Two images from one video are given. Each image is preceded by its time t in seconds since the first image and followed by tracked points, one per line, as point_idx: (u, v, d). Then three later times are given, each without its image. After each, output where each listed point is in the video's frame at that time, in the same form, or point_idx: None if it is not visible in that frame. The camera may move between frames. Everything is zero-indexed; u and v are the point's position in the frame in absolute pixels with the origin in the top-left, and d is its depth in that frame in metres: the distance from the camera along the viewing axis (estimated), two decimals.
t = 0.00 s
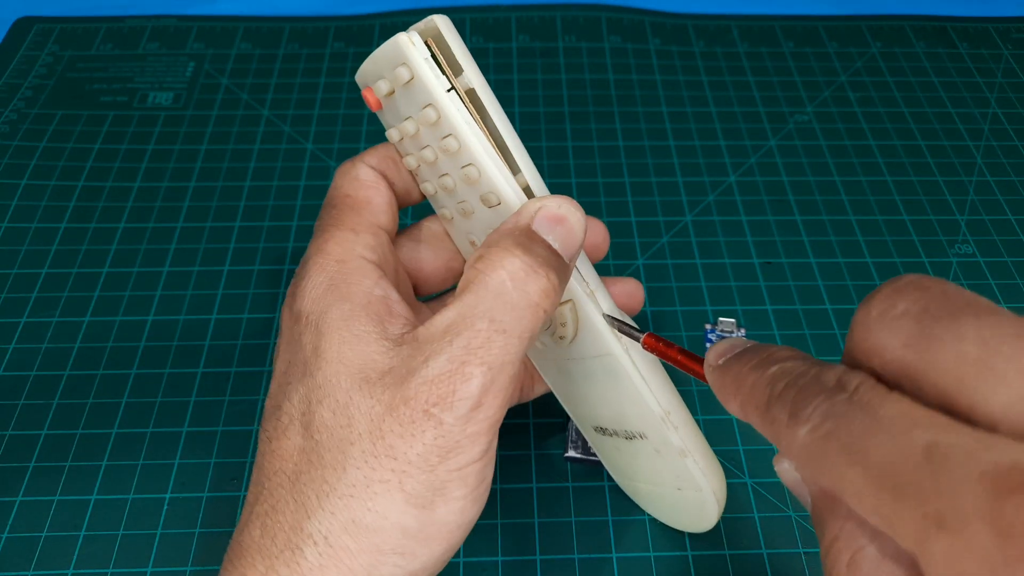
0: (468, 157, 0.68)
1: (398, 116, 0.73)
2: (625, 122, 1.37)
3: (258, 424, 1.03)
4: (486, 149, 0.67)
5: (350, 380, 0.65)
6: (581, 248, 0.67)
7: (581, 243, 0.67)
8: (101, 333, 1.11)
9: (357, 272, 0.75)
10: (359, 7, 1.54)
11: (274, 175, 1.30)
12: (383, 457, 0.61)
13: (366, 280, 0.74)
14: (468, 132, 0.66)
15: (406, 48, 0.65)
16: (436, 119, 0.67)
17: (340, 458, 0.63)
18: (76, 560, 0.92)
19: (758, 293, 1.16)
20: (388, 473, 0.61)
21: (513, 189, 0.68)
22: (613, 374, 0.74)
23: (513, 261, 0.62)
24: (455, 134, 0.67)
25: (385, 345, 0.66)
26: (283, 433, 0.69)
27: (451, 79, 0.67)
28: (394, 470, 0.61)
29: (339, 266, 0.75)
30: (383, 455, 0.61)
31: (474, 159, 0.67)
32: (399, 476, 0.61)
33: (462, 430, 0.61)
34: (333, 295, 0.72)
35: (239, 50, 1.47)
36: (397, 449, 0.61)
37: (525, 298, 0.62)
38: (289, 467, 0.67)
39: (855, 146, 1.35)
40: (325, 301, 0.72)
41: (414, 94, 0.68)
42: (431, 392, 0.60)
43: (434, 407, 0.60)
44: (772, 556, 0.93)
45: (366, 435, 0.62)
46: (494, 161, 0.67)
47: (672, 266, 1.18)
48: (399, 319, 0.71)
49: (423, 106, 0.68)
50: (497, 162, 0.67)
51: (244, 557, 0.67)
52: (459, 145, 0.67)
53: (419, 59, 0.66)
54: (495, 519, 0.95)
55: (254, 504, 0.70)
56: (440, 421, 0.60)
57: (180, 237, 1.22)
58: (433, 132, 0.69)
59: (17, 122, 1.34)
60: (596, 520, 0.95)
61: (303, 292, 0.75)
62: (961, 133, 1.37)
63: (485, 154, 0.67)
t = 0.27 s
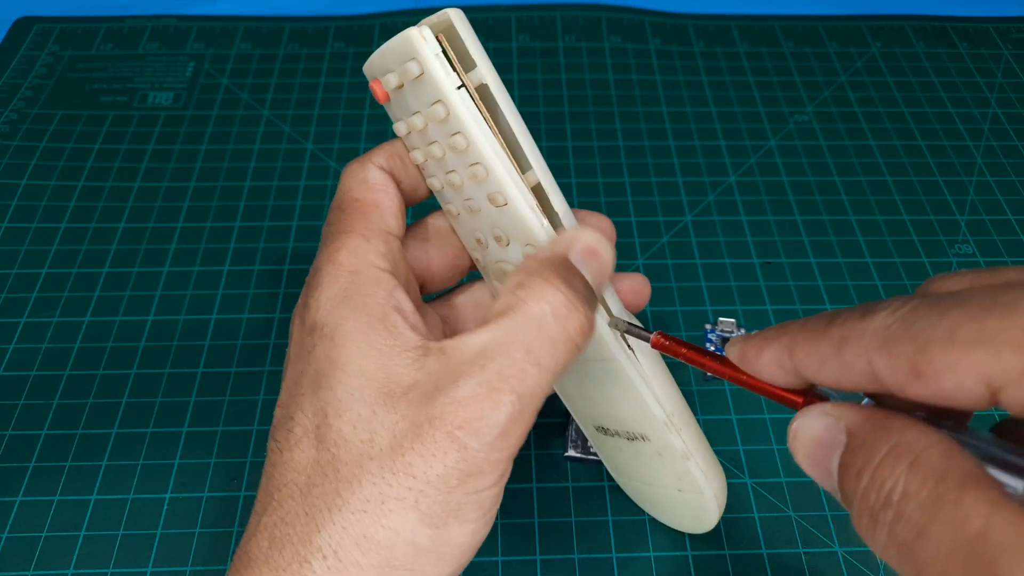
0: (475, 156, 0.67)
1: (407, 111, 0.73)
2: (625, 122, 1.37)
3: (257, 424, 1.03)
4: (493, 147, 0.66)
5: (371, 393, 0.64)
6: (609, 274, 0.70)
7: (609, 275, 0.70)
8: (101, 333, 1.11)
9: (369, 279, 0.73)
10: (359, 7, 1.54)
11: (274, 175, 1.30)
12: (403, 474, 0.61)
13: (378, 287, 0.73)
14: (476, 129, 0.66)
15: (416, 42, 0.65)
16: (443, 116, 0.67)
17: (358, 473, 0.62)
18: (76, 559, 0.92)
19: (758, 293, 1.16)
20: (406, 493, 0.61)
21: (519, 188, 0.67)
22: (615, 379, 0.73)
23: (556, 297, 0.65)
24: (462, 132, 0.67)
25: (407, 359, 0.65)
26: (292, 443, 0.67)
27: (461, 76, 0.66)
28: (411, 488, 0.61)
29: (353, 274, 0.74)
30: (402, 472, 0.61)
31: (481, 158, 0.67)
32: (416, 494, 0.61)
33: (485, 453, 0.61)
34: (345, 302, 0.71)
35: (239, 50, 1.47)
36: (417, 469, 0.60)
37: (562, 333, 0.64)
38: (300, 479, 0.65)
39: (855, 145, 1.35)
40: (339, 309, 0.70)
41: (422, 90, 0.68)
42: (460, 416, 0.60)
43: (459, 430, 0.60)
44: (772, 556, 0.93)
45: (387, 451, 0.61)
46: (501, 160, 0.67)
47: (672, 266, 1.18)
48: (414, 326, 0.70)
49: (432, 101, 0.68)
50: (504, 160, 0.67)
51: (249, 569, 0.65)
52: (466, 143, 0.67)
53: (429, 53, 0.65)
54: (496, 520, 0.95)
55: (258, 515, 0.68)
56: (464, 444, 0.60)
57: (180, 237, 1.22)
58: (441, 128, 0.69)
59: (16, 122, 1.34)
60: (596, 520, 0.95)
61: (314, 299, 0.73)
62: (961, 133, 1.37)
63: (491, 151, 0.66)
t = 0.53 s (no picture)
0: (464, 156, 0.67)
1: (394, 115, 0.73)
2: (625, 122, 1.37)
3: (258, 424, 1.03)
4: (481, 147, 0.67)
5: (361, 378, 0.65)
6: (608, 284, 0.70)
7: (607, 286, 0.69)
8: (102, 333, 1.11)
9: (359, 269, 0.74)
10: (359, 7, 1.54)
11: (275, 175, 1.30)
12: (391, 457, 0.60)
13: (369, 277, 0.73)
14: (464, 131, 0.66)
15: (403, 46, 0.65)
16: (431, 118, 0.67)
17: (347, 456, 0.62)
18: (76, 559, 0.92)
19: (758, 293, 1.16)
20: (390, 472, 0.60)
21: (508, 188, 0.68)
22: (611, 375, 0.73)
23: (548, 295, 0.64)
24: (451, 134, 0.67)
25: (399, 348, 0.66)
26: (280, 428, 0.67)
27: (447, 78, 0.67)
28: (398, 471, 0.60)
29: (341, 265, 0.74)
30: (390, 455, 0.60)
31: (470, 158, 0.67)
32: (403, 478, 0.60)
33: (472, 439, 0.61)
34: (336, 291, 0.72)
35: (239, 50, 1.47)
36: (402, 450, 0.60)
37: (553, 330, 0.64)
38: (287, 462, 0.65)
39: (855, 146, 1.35)
40: (328, 298, 0.71)
41: (409, 93, 0.68)
42: (449, 402, 0.60)
43: (447, 414, 0.60)
44: (772, 556, 0.93)
45: (376, 434, 0.62)
46: (489, 161, 0.67)
47: (672, 266, 1.18)
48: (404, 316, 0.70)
49: (419, 104, 0.68)
50: (492, 160, 0.67)
51: (235, 555, 0.65)
52: (455, 144, 0.67)
53: (416, 57, 0.66)
54: (495, 519, 0.95)
55: (246, 502, 0.68)
56: (452, 430, 0.60)
57: (180, 237, 1.22)
58: (429, 130, 0.69)
59: (17, 122, 1.34)
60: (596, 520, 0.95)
61: (303, 288, 0.74)
62: (961, 133, 1.37)
63: (480, 152, 0.67)
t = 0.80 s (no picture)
0: (471, 152, 0.67)
1: (397, 114, 0.73)
2: (625, 122, 1.37)
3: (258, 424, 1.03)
4: (487, 142, 0.67)
5: (370, 376, 0.65)
6: (614, 280, 0.69)
7: (612, 282, 0.69)
8: (102, 333, 1.11)
9: (363, 269, 0.74)
10: (359, 7, 1.54)
11: (275, 175, 1.30)
12: (403, 455, 0.60)
13: (372, 277, 0.74)
14: (470, 126, 0.66)
15: (410, 42, 0.66)
16: (437, 114, 0.67)
17: (357, 455, 0.62)
18: (77, 559, 0.92)
19: (758, 293, 1.16)
20: (403, 471, 0.60)
21: (514, 183, 0.67)
22: (614, 371, 0.73)
23: (556, 292, 0.63)
24: (457, 130, 0.67)
25: (405, 347, 0.66)
26: (288, 429, 0.67)
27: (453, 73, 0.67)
28: (412, 469, 0.60)
29: (344, 265, 0.74)
30: (403, 454, 0.60)
31: (476, 154, 0.67)
32: (416, 476, 0.60)
33: (484, 436, 0.60)
34: (341, 291, 0.72)
35: (239, 50, 1.47)
36: (414, 449, 0.60)
37: (560, 327, 0.63)
38: (297, 463, 0.65)
39: (855, 145, 1.35)
40: (334, 298, 0.71)
41: (414, 89, 0.68)
42: (459, 399, 0.59)
43: (458, 412, 0.59)
44: (772, 556, 0.93)
45: (386, 433, 0.62)
46: (495, 155, 0.67)
47: (672, 266, 1.18)
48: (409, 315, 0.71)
49: (425, 100, 0.68)
50: (498, 155, 0.67)
51: (245, 559, 0.64)
52: (461, 139, 0.67)
53: (422, 52, 0.66)
54: (495, 519, 0.95)
55: (255, 505, 0.67)
56: (463, 427, 0.59)
57: (180, 237, 1.22)
58: (434, 127, 0.69)
59: (16, 122, 1.34)
60: (596, 520, 0.95)
61: (307, 289, 0.74)
62: (961, 133, 1.37)
63: (486, 146, 0.67)
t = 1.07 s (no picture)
0: (476, 147, 0.68)
1: (394, 116, 0.73)
2: (625, 122, 1.37)
3: (257, 424, 1.03)
4: (492, 137, 0.67)
5: (385, 382, 0.65)
6: (619, 276, 0.70)
7: (617, 277, 0.70)
8: (102, 333, 1.11)
9: (370, 275, 0.74)
10: (359, 7, 1.54)
11: (274, 175, 1.30)
12: (425, 460, 0.61)
13: (378, 283, 0.73)
14: (477, 120, 0.67)
15: (416, 37, 0.66)
16: (440, 110, 0.67)
17: (377, 461, 0.62)
18: (77, 559, 0.92)
19: (758, 293, 1.16)
20: (426, 476, 0.61)
21: (521, 177, 0.68)
22: (620, 364, 0.74)
23: (569, 293, 0.64)
24: (462, 124, 0.67)
25: (419, 351, 0.66)
26: (303, 438, 0.66)
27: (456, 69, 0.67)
28: (434, 472, 0.61)
29: (350, 273, 0.74)
30: (425, 459, 0.61)
31: (482, 148, 0.67)
32: (439, 480, 0.61)
33: (503, 436, 0.62)
34: (349, 298, 0.71)
35: (239, 50, 1.47)
36: (435, 453, 0.61)
37: (575, 329, 0.64)
38: (313, 472, 0.64)
39: (855, 145, 1.35)
40: (343, 305, 0.71)
41: (416, 87, 0.69)
42: (479, 402, 0.61)
43: (478, 415, 0.60)
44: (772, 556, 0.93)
45: (406, 438, 0.62)
46: (502, 150, 0.67)
47: (672, 266, 1.18)
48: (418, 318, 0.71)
49: (428, 98, 0.68)
50: (505, 150, 0.67)
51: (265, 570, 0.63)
52: (467, 134, 0.67)
53: (428, 48, 0.66)
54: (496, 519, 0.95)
55: (270, 516, 0.67)
56: (483, 429, 0.60)
57: (180, 237, 1.22)
58: (438, 124, 0.69)
59: (16, 122, 1.34)
60: (597, 520, 0.95)
61: (313, 296, 0.73)
62: (961, 133, 1.37)
63: (493, 141, 0.67)
